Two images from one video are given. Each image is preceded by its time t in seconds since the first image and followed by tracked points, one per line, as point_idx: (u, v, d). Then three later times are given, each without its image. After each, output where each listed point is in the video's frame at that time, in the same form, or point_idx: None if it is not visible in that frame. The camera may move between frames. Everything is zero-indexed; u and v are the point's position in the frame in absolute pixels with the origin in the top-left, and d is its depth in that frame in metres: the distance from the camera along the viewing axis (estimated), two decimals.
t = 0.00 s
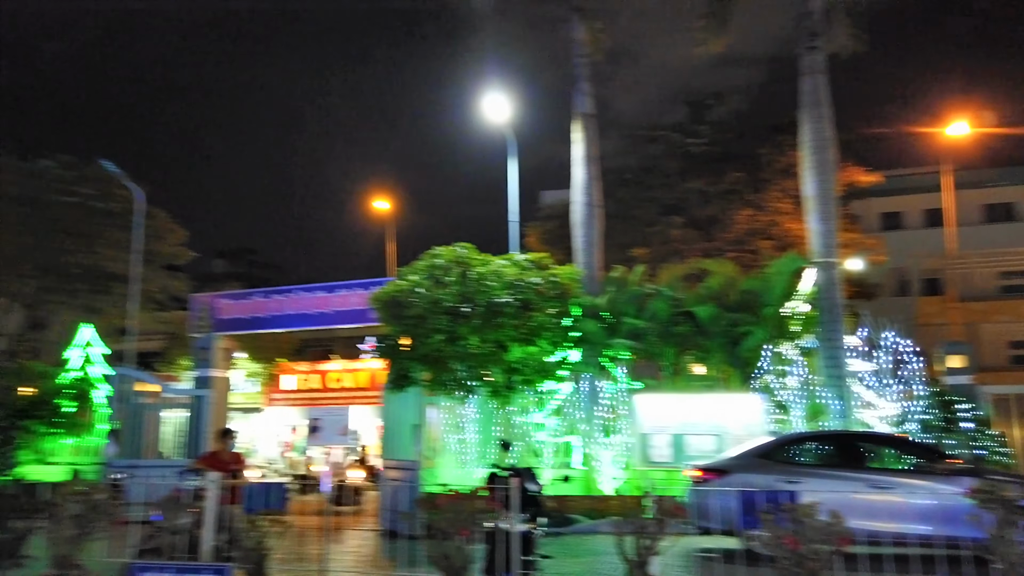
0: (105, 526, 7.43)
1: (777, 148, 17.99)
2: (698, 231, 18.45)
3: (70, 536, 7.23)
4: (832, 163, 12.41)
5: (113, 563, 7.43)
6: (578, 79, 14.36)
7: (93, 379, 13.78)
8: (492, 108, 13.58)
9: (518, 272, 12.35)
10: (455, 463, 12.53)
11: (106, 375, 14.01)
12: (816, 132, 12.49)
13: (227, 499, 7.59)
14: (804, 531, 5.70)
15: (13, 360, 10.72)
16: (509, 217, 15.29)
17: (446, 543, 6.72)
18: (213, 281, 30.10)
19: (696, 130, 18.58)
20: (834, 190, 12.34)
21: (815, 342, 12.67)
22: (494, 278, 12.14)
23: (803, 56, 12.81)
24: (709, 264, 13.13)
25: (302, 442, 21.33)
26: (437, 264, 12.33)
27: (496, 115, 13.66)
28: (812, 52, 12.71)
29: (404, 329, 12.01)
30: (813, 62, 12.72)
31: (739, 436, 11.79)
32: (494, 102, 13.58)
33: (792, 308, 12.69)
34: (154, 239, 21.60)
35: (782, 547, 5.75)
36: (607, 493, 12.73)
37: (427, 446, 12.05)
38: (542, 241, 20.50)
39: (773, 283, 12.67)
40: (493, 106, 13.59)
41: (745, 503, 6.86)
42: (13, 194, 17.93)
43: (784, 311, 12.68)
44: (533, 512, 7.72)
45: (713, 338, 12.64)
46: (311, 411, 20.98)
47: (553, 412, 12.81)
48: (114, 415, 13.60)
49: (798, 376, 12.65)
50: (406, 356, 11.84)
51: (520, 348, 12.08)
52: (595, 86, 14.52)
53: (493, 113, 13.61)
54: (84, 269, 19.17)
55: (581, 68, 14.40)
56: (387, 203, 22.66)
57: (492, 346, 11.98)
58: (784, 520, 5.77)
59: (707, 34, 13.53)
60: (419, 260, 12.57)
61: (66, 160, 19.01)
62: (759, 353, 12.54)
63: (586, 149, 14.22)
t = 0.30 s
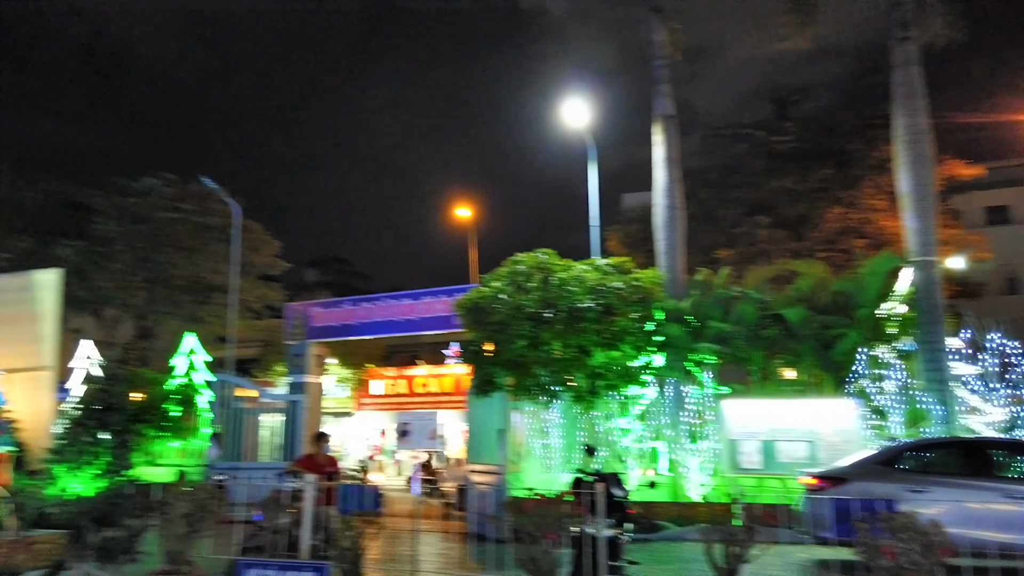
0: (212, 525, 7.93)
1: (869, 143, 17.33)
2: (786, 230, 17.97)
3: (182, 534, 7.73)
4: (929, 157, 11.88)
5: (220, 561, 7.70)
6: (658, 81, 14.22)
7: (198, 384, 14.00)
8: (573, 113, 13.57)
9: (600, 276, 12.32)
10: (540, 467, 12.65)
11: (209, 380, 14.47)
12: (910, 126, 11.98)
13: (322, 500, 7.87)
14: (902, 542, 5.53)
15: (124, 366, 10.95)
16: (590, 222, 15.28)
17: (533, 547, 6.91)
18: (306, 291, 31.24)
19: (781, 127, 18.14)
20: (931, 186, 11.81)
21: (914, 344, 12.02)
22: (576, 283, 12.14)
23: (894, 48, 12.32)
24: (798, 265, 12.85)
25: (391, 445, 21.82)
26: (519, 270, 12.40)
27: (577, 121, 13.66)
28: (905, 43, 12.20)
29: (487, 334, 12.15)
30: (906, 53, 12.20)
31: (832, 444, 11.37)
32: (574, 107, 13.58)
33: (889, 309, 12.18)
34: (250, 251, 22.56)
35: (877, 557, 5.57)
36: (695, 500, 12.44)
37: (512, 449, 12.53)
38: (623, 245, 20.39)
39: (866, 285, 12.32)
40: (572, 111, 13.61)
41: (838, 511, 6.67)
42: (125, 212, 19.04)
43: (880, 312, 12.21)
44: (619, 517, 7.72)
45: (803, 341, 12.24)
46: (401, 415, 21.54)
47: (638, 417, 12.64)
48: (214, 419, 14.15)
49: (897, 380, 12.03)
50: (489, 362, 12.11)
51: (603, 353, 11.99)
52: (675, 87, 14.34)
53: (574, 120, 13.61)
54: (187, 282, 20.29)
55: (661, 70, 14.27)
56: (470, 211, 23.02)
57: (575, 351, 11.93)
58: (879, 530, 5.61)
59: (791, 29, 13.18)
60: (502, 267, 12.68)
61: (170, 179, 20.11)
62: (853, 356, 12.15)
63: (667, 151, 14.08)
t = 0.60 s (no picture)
0: (296, 526, 8.23)
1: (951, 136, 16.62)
2: (864, 229, 17.40)
3: (265, 534, 8.00)
4: (1017, 150, 11.39)
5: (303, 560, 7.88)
6: (726, 81, 14.01)
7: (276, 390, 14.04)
8: (643, 116, 13.30)
9: (670, 280, 12.12)
10: (612, 473, 12.66)
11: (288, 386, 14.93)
12: (996, 118, 11.50)
13: (400, 503, 8.07)
14: (994, 552, 5.28)
15: (208, 374, 11.69)
16: (658, 225, 15.14)
17: (608, 553, 6.82)
18: (379, 300, 31.86)
19: (856, 123, 17.37)
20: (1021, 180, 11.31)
21: (1005, 347, 11.44)
22: (645, 287, 11.96)
23: (977, 38, 11.86)
24: (879, 266, 12.24)
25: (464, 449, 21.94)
26: (587, 275, 12.26)
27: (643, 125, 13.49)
28: (988, 32, 11.73)
29: (556, 340, 12.10)
30: (990, 41, 11.71)
31: (920, 450, 11.44)
32: (641, 110, 13.37)
33: (977, 310, 11.51)
34: (325, 261, 23.64)
35: (970, 569, 5.34)
36: (774, 508, 11.99)
37: (583, 455, 12.51)
38: (694, 248, 20.10)
39: (952, 285, 11.68)
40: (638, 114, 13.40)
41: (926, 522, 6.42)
42: (208, 224, 19.96)
43: (967, 313, 11.53)
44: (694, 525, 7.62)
45: (886, 344, 11.62)
46: (473, 421, 21.82)
47: (712, 423, 12.47)
48: (294, 424, 14.45)
49: (985, 385, 11.62)
50: (560, 366, 12.07)
51: (674, 357, 11.76)
52: (745, 87, 14.09)
53: (641, 124, 13.42)
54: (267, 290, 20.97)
55: (730, 70, 14.05)
56: (537, 217, 23.12)
57: (646, 355, 11.77)
58: (969, 540, 5.41)
59: (867, 23, 12.80)
60: (570, 272, 12.55)
61: (249, 193, 20.87)
62: (939, 360, 11.53)
63: (737, 152, 13.85)
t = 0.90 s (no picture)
0: (402, 528, 8.46)
1: None
2: (989, 222, 16.28)
3: (374, 536, 8.22)
4: None
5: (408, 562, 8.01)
6: (831, 72, 13.44)
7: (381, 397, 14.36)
8: (748, 112, 12.71)
9: (774, 280, 11.49)
10: (718, 480, 12.30)
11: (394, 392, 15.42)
12: None
13: (501, 508, 8.09)
14: None
15: (318, 380, 12.17)
16: (761, 224, 14.68)
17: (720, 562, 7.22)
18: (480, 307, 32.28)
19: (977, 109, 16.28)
20: None
21: None
22: (748, 289, 11.41)
23: None
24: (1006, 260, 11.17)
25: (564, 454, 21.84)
26: (686, 277, 11.80)
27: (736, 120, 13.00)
28: None
29: (655, 344, 11.80)
30: None
31: None
32: (744, 105, 12.70)
33: None
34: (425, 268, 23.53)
35: None
36: (892, 518, 11.47)
37: (686, 461, 12.21)
38: (799, 247, 19.38)
39: None
40: (739, 110, 12.70)
41: None
42: (317, 236, 21.01)
43: None
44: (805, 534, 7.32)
45: (1016, 345, 10.56)
46: (573, 426, 21.75)
47: (824, 428, 11.81)
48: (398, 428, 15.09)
49: None
50: (660, 371, 11.79)
51: (781, 362, 11.14)
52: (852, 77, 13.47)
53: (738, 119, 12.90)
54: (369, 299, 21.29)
55: (834, 61, 13.47)
56: (634, 218, 22.83)
57: (750, 359, 11.21)
58: None
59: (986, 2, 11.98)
60: (668, 274, 12.14)
61: (353, 205, 21.65)
62: None
63: (844, 145, 13.26)
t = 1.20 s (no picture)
0: (477, 531, 8.57)
1: None
2: None
3: (451, 538, 8.29)
4: None
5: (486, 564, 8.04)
6: (915, 59, 12.82)
7: (454, 400, 14.49)
8: (826, 107, 12.24)
9: (857, 278, 10.98)
10: (800, 485, 11.89)
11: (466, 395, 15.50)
12: None
13: (577, 510, 8.09)
14: None
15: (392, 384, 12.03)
16: (841, 219, 14.16)
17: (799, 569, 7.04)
18: (548, 310, 32.26)
19: None
20: None
21: None
22: (828, 287, 10.93)
23: None
24: None
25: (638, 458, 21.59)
26: (763, 276, 11.48)
27: (804, 112, 12.61)
28: None
29: (732, 345, 11.51)
30: None
31: None
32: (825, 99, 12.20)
33: None
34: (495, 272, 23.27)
35: None
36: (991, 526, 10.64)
37: (765, 465, 11.89)
38: (882, 242, 18.62)
39: None
40: (821, 107, 12.23)
41: None
42: (389, 242, 21.32)
43: None
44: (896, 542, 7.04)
45: None
46: (646, 429, 21.53)
47: (912, 432, 11.11)
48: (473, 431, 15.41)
49: None
50: (736, 373, 11.52)
51: (865, 362, 10.58)
52: (937, 64, 12.83)
53: (808, 114, 12.53)
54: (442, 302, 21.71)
55: (918, 47, 12.85)
56: (705, 218, 22.41)
57: (832, 360, 10.71)
58: None
59: None
60: (744, 274, 11.87)
61: (423, 211, 21.89)
62: None
63: (929, 135, 12.66)
